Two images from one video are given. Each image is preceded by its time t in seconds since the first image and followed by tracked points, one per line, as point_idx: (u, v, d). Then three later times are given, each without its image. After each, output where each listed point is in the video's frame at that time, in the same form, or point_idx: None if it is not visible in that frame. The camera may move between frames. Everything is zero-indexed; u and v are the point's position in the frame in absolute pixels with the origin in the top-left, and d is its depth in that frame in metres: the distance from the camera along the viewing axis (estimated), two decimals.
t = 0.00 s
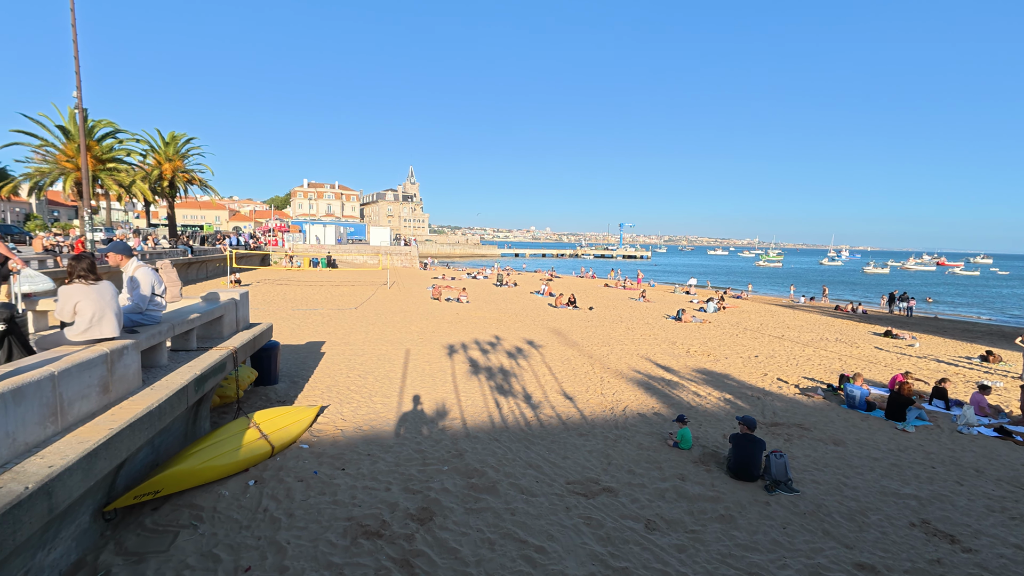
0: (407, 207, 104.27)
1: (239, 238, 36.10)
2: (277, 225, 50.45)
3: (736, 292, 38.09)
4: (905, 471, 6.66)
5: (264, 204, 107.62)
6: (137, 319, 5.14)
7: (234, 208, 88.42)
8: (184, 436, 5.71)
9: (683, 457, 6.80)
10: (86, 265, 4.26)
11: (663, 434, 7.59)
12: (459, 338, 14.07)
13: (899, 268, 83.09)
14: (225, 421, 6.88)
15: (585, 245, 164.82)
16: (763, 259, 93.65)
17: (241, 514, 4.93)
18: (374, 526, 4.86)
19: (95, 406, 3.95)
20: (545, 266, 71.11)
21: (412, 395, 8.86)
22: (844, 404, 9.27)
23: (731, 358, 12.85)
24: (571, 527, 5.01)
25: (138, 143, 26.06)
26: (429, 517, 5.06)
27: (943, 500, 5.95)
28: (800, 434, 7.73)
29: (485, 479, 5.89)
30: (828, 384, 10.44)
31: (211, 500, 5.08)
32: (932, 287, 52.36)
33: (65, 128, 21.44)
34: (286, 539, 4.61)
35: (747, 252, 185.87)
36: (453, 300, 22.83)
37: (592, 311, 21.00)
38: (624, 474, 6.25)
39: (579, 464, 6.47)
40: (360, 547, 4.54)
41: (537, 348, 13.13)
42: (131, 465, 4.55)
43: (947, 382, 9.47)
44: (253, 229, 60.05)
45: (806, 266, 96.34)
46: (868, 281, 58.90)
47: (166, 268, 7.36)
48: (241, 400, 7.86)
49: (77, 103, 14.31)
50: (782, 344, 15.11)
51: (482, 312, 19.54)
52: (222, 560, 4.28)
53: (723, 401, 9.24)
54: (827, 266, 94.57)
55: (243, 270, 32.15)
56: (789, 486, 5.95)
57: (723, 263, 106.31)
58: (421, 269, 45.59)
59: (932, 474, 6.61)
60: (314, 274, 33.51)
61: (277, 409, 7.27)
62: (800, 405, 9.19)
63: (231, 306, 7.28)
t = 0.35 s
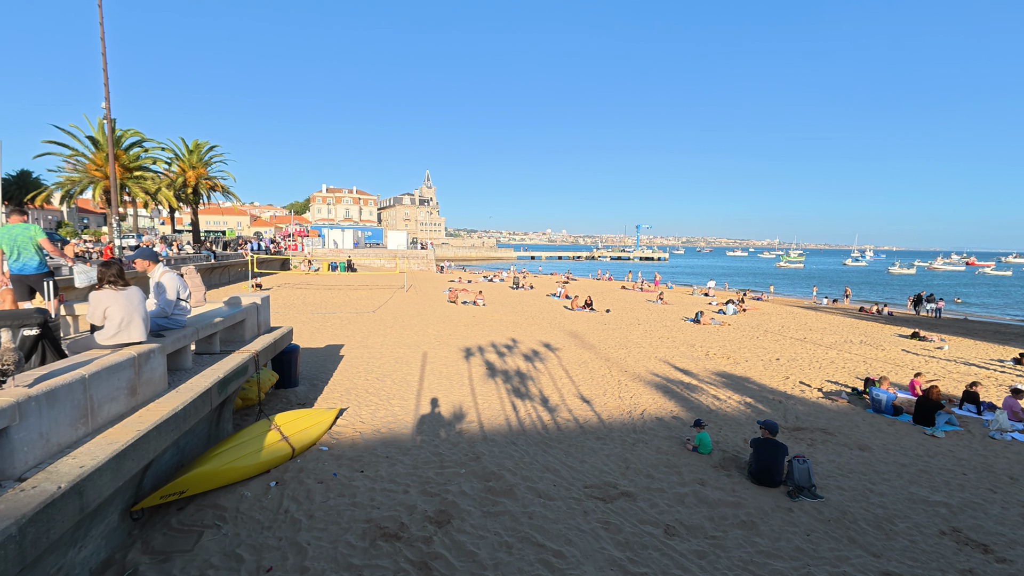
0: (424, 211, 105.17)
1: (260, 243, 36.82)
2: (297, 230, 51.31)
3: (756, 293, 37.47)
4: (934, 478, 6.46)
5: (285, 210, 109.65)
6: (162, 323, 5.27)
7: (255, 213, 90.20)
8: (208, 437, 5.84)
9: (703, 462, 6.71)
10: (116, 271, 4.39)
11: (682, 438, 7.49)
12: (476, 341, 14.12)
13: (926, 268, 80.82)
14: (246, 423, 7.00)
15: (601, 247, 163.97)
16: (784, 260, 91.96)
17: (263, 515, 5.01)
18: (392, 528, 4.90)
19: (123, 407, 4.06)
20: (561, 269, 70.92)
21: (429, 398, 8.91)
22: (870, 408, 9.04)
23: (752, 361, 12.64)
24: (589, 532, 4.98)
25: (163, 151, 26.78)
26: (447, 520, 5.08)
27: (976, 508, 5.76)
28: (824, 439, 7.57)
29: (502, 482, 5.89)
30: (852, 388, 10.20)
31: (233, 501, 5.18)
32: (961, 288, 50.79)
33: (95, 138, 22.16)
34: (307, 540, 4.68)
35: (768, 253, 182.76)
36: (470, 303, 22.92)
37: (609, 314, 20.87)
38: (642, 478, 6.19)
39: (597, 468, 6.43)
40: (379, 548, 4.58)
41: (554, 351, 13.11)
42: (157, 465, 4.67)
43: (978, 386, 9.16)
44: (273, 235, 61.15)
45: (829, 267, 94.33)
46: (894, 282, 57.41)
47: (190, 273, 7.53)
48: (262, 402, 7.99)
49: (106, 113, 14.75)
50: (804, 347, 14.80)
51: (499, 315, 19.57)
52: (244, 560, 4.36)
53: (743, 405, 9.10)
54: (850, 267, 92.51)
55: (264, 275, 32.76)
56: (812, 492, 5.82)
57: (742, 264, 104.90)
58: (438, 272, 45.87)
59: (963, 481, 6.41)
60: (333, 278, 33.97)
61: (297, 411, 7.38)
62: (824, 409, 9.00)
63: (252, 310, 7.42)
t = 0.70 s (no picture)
0: (439, 215, 105.86)
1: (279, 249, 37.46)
2: (315, 235, 52.08)
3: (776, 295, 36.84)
4: (964, 485, 6.27)
5: (303, 216, 111.41)
6: (186, 327, 5.40)
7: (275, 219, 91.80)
8: (229, 439, 5.95)
9: (723, 467, 6.60)
10: (140, 277, 4.51)
11: (701, 443, 7.40)
12: (491, 345, 14.15)
13: (953, 269, 78.55)
14: (267, 425, 7.11)
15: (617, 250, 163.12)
16: (804, 261, 90.33)
17: (283, 517, 5.09)
18: (410, 531, 4.92)
19: (149, 410, 4.16)
20: (576, 272, 70.62)
21: (446, 401, 8.95)
22: (895, 413, 8.82)
23: (772, 364, 12.44)
24: (607, 537, 4.94)
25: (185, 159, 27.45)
26: (464, 523, 5.09)
27: (1008, 517, 5.57)
28: (847, 445, 7.40)
29: (519, 486, 5.88)
30: (877, 392, 9.96)
31: (254, 502, 5.27)
32: (989, 289, 49.27)
33: (121, 148, 22.82)
34: (326, 542, 4.73)
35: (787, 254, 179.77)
36: (485, 307, 22.98)
37: (625, 317, 20.72)
38: (660, 483, 6.12)
39: (614, 472, 6.38)
40: (397, 551, 4.61)
41: (569, 354, 13.07)
42: (181, 466, 4.77)
43: (1010, 390, 8.86)
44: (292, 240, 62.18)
45: (850, 268, 92.44)
46: (919, 283, 56.01)
47: (212, 278, 7.70)
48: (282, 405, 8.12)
49: (131, 123, 15.17)
50: (827, 350, 14.50)
51: (514, 319, 19.57)
52: (265, 561, 4.42)
53: (763, 409, 8.95)
54: (874, 268, 90.42)
55: (283, 279, 33.31)
56: (836, 499, 5.69)
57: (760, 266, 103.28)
58: (453, 276, 46.12)
59: (995, 489, 6.20)
60: (350, 282, 34.40)
61: (315, 414, 7.47)
62: (847, 414, 8.80)
63: (272, 314, 7.54)
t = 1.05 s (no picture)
0: (454, 219, 106.47)
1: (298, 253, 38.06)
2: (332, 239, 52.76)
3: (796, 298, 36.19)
4: (995, 494, 6.06)
5: (321, 220, 112.99)
6: (208, 330, 5.52)
7: (294, 224, 93.32)
8: (250, 441, 6.04)
9: (742, 473, 6.50)
10: (161, 282, 4.62)
11: (720, 448, 7.29)
12: (506, 348, 14.15)
13: (980, 270, 76.30)
14: (285, 427, 7.21)
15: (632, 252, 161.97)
16: (824, 263, 88.62)
17: (301, 518, 5.15)
18: (426, 534, 4.93)
19: (172, 411, 4.25)
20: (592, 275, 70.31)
21: (462, 404, 8.96)
22: (922, 418, 8.59)
23: (792, 368, 12.21)
24: (624, 542, 4.89)
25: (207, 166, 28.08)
26: (480, 527, 5.08)
27: None
28: (871, 451, 7.22)
29: (535, 490, 5.86)
30: (902, 397, 9.70)
31: (274, 504, 5.34)
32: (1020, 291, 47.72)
33: (146, 156, 23.45)
34: (344, 543, 4.77)
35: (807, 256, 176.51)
36: (500, 310, 23.00)
37: (641, 320, 20.55)
38: (678, 489, 6.04)
39: (631, 477, 6.32)
40: (413, 554, 4.63)
41: (585, 358, 13.00)
42: (203, 467, 4.86)
43: None
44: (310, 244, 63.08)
45: (872, 269, 90.44)
46: (945, 285, 54.53)
47: (232, 282, 7.85)
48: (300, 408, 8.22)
49: (155, 130, 15.56)
50: (850, 354, 14.17)
51: (529, 322, 19.55)
52: (284, 562, 4.48)
53: (784, 414, 8.79)
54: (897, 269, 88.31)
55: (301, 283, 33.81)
56: (861, 506, 5.55)
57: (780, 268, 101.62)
58: (469, 279, 46.30)
59: None
60: (367, 286, 34.75)
61: (333, 417, 7.55)
62: (871, 419, 8.59)
63: (290, 317, 7.66)
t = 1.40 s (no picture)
0: (470, 222, 106.98)
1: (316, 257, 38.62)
2: (349, 243, 53.35)
3: (818, 301, 35.45)
4: None
5: (339, 224, 114.55)
6: (230, 332, 5.64)
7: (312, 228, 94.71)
8: (270, 442, 6.13)
9: (763, 479, 6.38)
10: (186, 285, 4.75)
11: (741, 454, 7.16)
12: (522, 351, 14.14)
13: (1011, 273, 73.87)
14: (304, 429, 7.31)
15: (649, 255, 160.63)
16: (847, 265, 86.73)
17: (320, 518, 5.21)
18: (443, 537, 4.95)
19: (196, 412, 4.35)
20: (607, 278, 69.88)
21: (478, 407, 8.98)
22: (950, 425, 8.34)
23: (814, 373, 11.96)
24: (642, 548, 4.84)
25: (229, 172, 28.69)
26: (496, 531, 5.08)
27: None
28: (897, 459, 7.03)
29: (552, 494, 5.84)
30: (930, 404, 9.43)
31: (293, 504, 5.41)
32: None
33: (171, 162, 24.07)
34: (361, 545, 4.81)
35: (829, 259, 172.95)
36: (516, 313, 23.00)
37: (658, 323, 20.34)
38: (697, 495, 5.96)
39: (648, 482, 6.25)
40: (430, 556, 4.65)
41: (602, 362, 12.92)
42: (225, 468, 4.95)
43: None
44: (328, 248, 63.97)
45: (897, 272, 88.17)
46: (973, 288, 52.88)
47: (254, 286, 8.00)
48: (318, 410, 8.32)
49: (179, 137, 15.98)
50: (874, 359, 13.83)
51: (545, 325, 19.52)
52: (304, 562, 4.53)
53: (806, 420, 8.60)
54: (924, 272, 85.94)
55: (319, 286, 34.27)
56: (886, 516, 5.41)
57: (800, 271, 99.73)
58: (484, 282, 46.40)
59: None
60: (384, 289, 35.08)
61: (351, 419, 7.62)
62: (898, 426, 8.36)
63: (310, 320, 7.78)
